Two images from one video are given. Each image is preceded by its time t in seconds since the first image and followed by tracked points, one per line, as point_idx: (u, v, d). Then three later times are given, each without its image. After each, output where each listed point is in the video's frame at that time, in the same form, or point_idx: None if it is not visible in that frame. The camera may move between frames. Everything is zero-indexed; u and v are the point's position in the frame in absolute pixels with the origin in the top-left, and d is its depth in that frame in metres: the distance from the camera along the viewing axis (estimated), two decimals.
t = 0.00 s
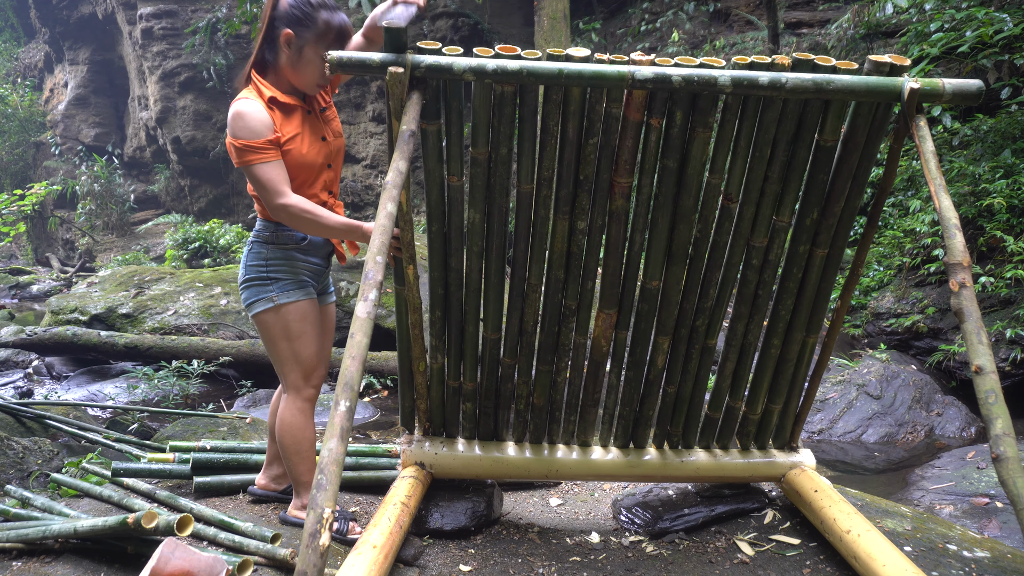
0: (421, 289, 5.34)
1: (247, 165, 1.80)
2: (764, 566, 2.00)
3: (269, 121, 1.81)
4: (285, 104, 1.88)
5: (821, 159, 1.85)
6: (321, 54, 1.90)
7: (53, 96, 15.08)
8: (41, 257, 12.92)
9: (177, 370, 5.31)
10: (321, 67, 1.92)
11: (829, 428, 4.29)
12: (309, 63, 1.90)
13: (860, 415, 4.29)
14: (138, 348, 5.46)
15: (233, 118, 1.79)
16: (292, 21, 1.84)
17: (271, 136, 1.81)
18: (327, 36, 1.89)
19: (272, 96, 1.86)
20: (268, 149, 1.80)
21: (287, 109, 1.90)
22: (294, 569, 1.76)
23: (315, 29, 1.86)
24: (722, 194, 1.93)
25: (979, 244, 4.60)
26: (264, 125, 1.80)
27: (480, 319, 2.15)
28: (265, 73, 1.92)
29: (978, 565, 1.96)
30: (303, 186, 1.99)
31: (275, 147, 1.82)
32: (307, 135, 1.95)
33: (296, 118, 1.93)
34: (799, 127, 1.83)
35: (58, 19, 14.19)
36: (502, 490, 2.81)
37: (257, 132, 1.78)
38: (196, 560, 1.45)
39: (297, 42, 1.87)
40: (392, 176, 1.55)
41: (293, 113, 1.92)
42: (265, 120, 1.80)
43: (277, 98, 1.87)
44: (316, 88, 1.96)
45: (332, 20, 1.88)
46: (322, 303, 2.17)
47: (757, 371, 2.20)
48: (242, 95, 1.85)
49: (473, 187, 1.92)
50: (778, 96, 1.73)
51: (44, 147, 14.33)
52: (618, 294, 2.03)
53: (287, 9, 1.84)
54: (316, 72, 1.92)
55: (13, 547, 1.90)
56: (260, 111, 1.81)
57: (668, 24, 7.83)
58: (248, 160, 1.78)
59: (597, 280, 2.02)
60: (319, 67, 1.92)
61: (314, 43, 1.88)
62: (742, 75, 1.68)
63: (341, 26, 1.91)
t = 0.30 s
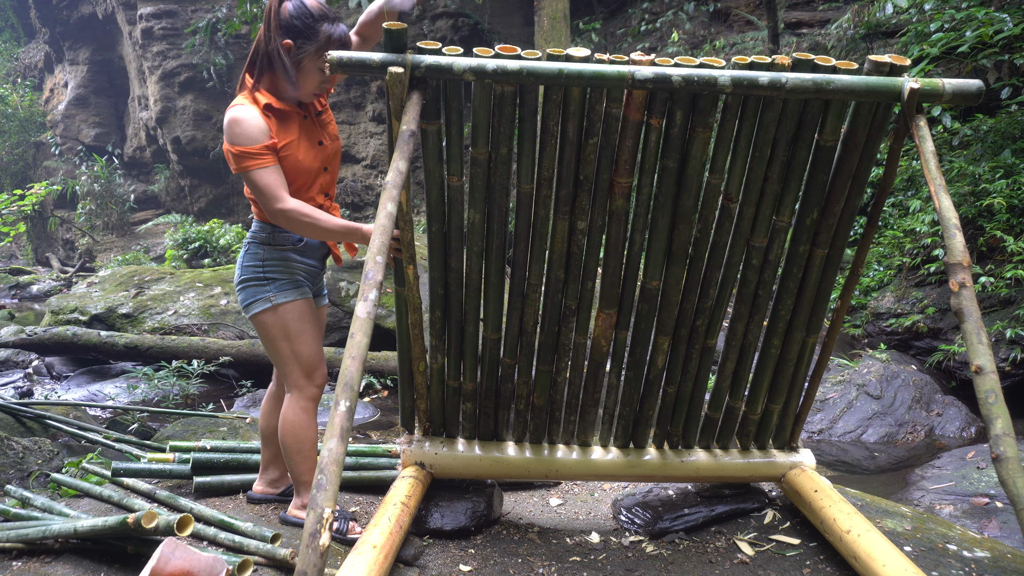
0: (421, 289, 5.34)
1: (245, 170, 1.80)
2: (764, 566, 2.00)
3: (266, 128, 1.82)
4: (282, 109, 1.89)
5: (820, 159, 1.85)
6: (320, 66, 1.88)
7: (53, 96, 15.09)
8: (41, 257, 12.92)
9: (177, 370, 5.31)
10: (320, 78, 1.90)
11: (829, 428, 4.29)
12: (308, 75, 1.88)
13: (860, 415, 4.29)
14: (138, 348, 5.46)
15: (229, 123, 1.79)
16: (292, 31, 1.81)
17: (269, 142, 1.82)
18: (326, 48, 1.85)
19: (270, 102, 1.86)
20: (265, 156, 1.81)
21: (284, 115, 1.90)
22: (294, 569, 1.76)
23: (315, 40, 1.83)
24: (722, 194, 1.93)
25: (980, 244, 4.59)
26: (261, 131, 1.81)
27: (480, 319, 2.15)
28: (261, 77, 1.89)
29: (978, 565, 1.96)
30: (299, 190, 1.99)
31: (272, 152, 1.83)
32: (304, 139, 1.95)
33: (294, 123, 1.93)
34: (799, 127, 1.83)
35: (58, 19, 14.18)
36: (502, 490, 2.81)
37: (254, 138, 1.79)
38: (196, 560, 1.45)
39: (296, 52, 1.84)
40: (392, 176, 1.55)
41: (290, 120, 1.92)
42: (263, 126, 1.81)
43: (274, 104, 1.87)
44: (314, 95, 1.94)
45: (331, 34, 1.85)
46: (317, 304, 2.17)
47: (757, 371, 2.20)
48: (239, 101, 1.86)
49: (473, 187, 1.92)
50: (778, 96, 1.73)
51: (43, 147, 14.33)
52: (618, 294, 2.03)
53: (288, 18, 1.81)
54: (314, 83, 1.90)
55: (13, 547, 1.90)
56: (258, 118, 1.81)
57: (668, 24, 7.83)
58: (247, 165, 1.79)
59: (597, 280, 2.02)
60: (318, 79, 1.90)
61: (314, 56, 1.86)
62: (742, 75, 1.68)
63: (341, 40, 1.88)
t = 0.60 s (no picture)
0: (421, 289, 5.34)
1: (243, 173, 1.80)
2: (764, 566, 2.00)
3: (261, 131, 1.81)
4: (278, 112, 1.88)
5: (821, 159, 1.85)
6: (297, 55, 1.84)
7: (53, 96, 15.08)
8: (41, 257, 12.91)
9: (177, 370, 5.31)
10: (303, 68, 1.86)
11: (829, 428, 4.29)
12: (289, 65, 1.84)
13: (860, 415, 4.29)
14: (138, 348, 5.46)
15: (226, 127, 1.79)
16: (264, 23, 1.79)
17: (268, 146, 1.82)
18: (293, 30, 1.80)
19: (266, 105, 1.85)
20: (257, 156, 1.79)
21: (280, 118, 1.90)
22: (294, 569, 1.76)
23: (289, 27, 1.80)
24: (722, 194, 1.93)
25: (980, 244, 4.60)
26: (259, 134, 1.80)
27: (480, 319, 2.15)
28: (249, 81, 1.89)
29: (978, 565, 1.96)
30: (295, 192, 2.00)
31: (271, 156, 1.83)
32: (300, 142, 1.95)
33: (288, 126, 1.93)
34: (799, 127, 1.83)
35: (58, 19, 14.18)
36: (502, 490, 2.81)
37: (252, 141, 1.79)
38: (196, 560, 1.45)
39: (273, 45, 1.82)
40: (392, 176, 1.55)
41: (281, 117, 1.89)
42: (259, 129, 1.81)
43: (271, 107, 1.86)
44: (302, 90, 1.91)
45: (301, 15, 1.80)
46: (313, 305, 2.17)
47: (757, 371, 2.20)
48: (235, 104, 1.86)
49: (473, 187, 1.92)
50: (778, 96, 1.73)
51: (43, 147, 14.33)
52: (618, 294, 2.03)
53: (258, 11, 1.79)
54: (296, 74, 1.86)
55: (13, 547, 1.90)
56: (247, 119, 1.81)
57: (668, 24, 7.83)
58: (246, 169, 1.79)
59: (597, 280, 2.02)
60: (301, 68, 1.85)
61: (285, 39, 1.81)
62: (742, 75, 1.68)
63: (317, 27, 1.83)
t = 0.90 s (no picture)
0: (421, 289, 5.34)
1: (245, 175, 1.80)
2: (764, 566, 2.00)
3: (262, 130, 1.82)
4: (277, 112, 1.89)
5: (821, 159, 1.85)
6: (284, 44, 1.85)
7: (53, 96, 15.07)
8: (41, 257, 12.91)
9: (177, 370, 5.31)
10: (293, 55, 1.86)
11: (829, 428, 4.29)
12: (278, 54, 1.86)
13: (860, 415, 4.29)
14: (138, 348, 5.46)
15: (227, 129, 1.79)
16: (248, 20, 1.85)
17: (268, 146, 1.82)
18: (276, 18, 1.83)
19: (265, 105, 1.86)
20: (258, 151, 1.79)
21: (280, 117, 1.90)
22: (294, 569, 1.76)
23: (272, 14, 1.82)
24: (722, 194, 1.93)
25: (980, 244, 4.59)
26: (260, 135, 1.81)
27: (480, 319, 2.15)
28: (245, 83, 1.91)
29: (978, 565, 1.96)
30: (296, 193, 1.99)
31: (271, 156, 1.83)
32: (301, 141, 1.95)
33: (288, 125, 1.93)
34: (799, 127, 1.83)
35: (58, 19, 14.18)
36: (502, 490, 2.81)
37: (252, 142, 1.79)
38: (196, 560, 1.45)
39: (260, 39, 1.85)
40: (392, 176, 1.55)
41: (280, 112, 1.89)
42: (259, 130, 1.81)
43: (270, 106, 1.87)
44: (297, 82, 1.92)
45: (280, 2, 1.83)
46: (314, 305, 2.17)
47: (757, 371, 2.20)
48: (235, 106, 1.86)
49: (473, 187, 1.92)
50: (778, 96, 1.73)
51: (43, 147, 14.33)
52: (618, 294, 2.03)
53: (243, 11, 1.86)
54: (287, 63, 1.86)
55: (13, 547, 1.90)
56: (245, 116, 1.81)
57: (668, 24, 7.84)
58: (246, 170, 1.79)
59: (597, 280, 2.02)
60: (290, 54, 1.86)
61: (269, 29, 1.84)
62: (742, 75, 1.68)
63: (299, 11, 1.85)
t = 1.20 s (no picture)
0: (421, 289, 5.35)
1: (247, 176, 1.80)
2: (764, 566, 2.00)
3: (263, 129, 1.82)
4: (278, 112, 1.88)
5: (821, 159, 1.85)
6: (282, 43, 1.85)
7: (53, 96, 15.07)
8: (41, 257, 12.92)
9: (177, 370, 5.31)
10: (294, 53, 1.87)
11: (829, 428, 4.29)
12: (278, 53, 1.86)
13: (860, 415, 4.29)
14: (138, 347, 5.46)
15: (228, 129, 1.79)
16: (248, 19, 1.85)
17: (270, 145, 1.82)
18: (276, 16, 1.84)
19: (266, 105, 1.86)
20: (260, 150, 1.79)
21: (281, 116, 1.90)
22: (294, 569, 1.76)
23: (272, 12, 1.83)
24: (722, 194, 1.93)
25: (979, 244, 4.60)
26: (261, 135, 1.80)
27: (480, 319, 2.15)
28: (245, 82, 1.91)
29: (978, 565, 1.96)
30: (298, 193, 1.99)
31: (273, 156, 1.83)
32: (303, 141, 1.94)
33: (290, 125, 1.93)
34: (799, 127, 1.83)
35: (58, 19, 14.17)
36: (502, 490, 2.81)
37: (254, 142, 1.79)
38: (196, 560, 1.45)
39: (260, 37, 1.86)
40: (392, 176, 1.55)
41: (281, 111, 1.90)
42: (260, 130, 1.81)
43: (270, 105, 1.87)
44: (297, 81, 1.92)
45: None
46: (316, 305, 2.17)
47: (757, 371, 2.20)
48: (236, 107, 1.86)
49: (473, 187, 1.92)
50: (778, 96, 1.73)
51: (43, 147, 14.34)
52: (618, 294, 2.03)
53: (242, 10, 1.86)
54: (288, 61, 1.87)
55: (13, 547, 1.90)
56: (246, 115, 1.81)
57: (668, 24, 7.85)
58: (247, 171, 1.79)
59: (597, 280, 2.02)
60: (291, 52, 1.86)
61: (269, 27, 1.84)
62: (742, 75, 1.68)
63: (298, 9, 1.86)
